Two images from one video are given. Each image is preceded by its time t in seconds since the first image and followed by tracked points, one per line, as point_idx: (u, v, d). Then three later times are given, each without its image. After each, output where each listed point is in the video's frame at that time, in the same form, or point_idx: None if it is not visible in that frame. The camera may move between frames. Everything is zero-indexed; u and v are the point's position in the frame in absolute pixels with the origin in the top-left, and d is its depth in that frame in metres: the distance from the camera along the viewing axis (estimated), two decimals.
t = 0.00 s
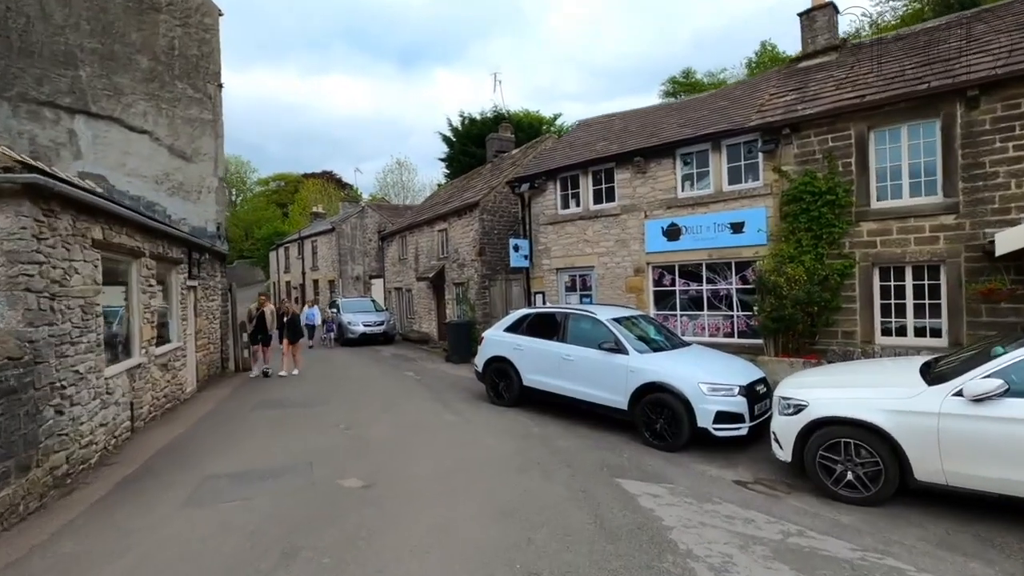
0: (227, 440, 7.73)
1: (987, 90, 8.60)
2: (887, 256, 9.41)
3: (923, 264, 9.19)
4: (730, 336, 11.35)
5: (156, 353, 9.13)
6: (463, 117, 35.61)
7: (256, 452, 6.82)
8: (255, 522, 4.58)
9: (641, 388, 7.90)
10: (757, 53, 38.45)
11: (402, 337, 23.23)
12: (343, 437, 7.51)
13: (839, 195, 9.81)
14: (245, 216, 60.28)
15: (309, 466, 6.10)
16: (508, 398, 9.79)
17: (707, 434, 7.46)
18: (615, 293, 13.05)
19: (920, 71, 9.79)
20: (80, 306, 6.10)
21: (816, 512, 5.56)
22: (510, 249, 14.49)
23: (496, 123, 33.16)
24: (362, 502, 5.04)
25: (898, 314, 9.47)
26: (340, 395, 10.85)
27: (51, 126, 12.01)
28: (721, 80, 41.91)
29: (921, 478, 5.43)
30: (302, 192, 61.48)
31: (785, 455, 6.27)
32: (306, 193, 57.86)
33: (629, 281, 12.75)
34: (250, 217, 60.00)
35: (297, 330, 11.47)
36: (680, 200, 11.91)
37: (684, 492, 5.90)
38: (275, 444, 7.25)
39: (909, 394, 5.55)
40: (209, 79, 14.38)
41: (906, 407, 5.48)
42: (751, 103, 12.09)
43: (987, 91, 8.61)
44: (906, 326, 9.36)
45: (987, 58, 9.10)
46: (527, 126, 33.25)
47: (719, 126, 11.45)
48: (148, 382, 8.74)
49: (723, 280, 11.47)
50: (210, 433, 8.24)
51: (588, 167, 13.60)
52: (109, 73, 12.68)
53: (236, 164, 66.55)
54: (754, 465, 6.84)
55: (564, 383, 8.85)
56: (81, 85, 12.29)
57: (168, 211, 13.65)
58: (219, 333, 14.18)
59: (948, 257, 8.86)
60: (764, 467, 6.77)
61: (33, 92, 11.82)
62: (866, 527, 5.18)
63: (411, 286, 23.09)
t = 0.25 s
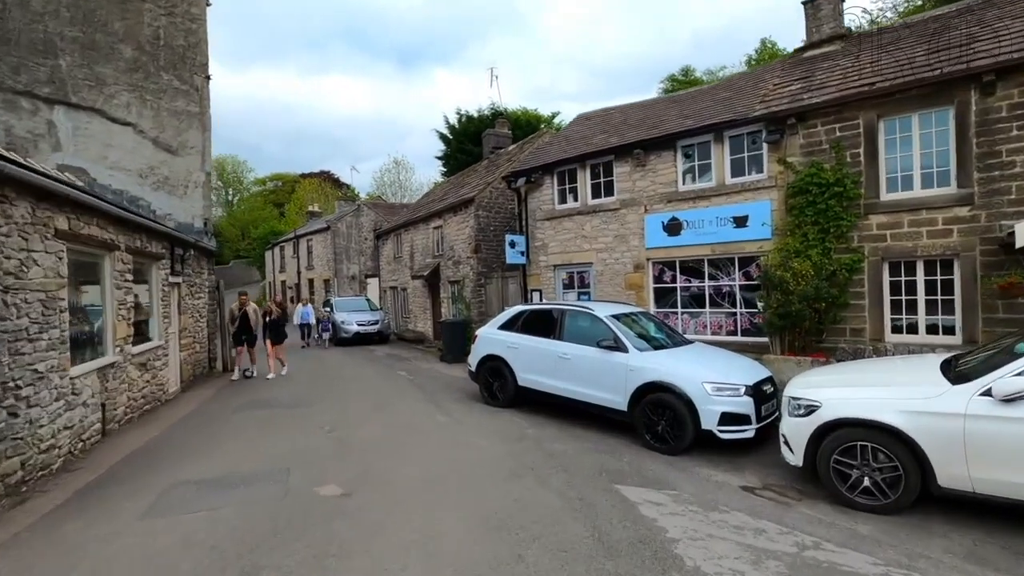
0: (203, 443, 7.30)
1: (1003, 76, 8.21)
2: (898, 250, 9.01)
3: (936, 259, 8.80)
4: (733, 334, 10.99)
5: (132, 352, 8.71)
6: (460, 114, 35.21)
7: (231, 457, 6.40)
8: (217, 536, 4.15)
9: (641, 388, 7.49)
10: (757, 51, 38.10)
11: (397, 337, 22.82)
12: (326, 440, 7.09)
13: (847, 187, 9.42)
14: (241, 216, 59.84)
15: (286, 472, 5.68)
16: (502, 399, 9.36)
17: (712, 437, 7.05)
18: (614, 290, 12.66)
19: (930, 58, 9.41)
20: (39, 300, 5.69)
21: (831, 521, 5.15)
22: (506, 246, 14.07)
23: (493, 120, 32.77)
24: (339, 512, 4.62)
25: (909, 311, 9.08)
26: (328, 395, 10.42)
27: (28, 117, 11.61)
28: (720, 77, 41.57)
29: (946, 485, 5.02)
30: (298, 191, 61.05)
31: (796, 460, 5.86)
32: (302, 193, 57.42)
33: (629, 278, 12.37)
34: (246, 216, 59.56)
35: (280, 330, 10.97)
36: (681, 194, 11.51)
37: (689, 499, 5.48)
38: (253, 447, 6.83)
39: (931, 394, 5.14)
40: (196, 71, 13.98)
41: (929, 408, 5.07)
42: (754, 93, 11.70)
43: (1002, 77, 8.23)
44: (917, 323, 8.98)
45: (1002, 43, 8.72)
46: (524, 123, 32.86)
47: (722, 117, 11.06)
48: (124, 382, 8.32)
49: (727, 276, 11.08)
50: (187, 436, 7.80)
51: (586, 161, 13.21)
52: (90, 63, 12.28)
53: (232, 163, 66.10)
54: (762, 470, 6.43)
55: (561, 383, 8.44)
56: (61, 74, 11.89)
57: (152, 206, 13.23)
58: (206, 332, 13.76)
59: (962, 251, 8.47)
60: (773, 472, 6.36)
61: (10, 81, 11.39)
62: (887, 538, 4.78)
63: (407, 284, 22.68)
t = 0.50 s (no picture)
0: (184, 455, 6.95)
1: None
2: (911, 250, 8.67)
3: (951, 259, 8.45)
4: (739, 337, 10.67)
5: (115, 357, 8.37)
6: (459, 113, 34.87)
7: (213, 469, 6.05)
8: (186, 562, 3.81)
9: (645, 395, 7.13)
10: (759, 49, 37.72)
11: (395, 339, 22.48)
12: (313, 450, 6.74)
13: (859, 185, 9.07)
14: (240, 216, 59.56)
15: (268, 486, 5.34)
16: (499, 405, 9.00)
17: (721, 447, 6.69)
18: (616, 291, 12.32)
19: (944, 50, 9.06)
20: (4, 303, 5.39)
21: (851, 541, 4.80)
22: (505, 246, 13.71)
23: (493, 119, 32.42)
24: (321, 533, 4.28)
25: (923, 313, 8.72)
26: (320, 400, 10.08)
27: (12, 113, 11.31)
28: (722, 76, 41.17)
29: (975, 502, 4.67)
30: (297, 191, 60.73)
31: (811, 473, 5.51)
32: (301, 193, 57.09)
33: (630, 279, 12.03)
34: (245, 217, 59.24)
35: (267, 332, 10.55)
36: (685, 192, 11.16)
37: (697, 516, 5.14)
38: (237, 458, 6.49)
39: (958, 404, 4.80)
40: (187, 67, 13.65)
41: (956, 420, 4.72)
42: (760, 89, 11.36)
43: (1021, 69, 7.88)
44: (932, 326, 8.63)
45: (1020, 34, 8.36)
46: (524, 122, 32.50)
47: (727, 112, 10.72)
48: (106, 388, 8.00)
49: (732, 278, 10.74)
50: (168, 446, 7.44)
51: (586, 159, 12.86)
52: (77, 58, 11.98)
53: (231, 164, 65.77)
54: (774, 483, 6.09)
55: (561, 389, 8.07)
56: (46, 70, 11.59)
57: (141, 205, 12.91)
58: (198, 334, 13.42)
59: (980, 251, 8.13)
60: (785, 485, 6.02)
61: None
62: (912, 561, 4.43)
63: (405, 285, 22.34)
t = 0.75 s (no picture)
0: (162, 460, 6.54)
1: None
2: (933, 243, 8.21)
3: (976, 252, 7.98)
4: (749, 335, 10.21)
5: (94, 355, 7.98)
6: (461, 110, 34.46)
7: (189, 476, 5.65)
8: None
9: (653, 397, 6.69)
10: (765, 45, 37.18)
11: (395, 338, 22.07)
12: (298, 455, 6.33)
13: (877, 175, 8.61)
14: (241, 216, 59.33)
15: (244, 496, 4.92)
16: (498, 406, 8.55)
17: (733, 452, 6.24)
18: (620, 288, 11.88)
19: (968, 32, 8.58)
20: None
21: (881, 558, 4.36)
22: (506, 241, 13.27)
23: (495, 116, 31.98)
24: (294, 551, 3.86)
25: (946, 310, 8.25)
26: (312, 401, 9.67)
27: None
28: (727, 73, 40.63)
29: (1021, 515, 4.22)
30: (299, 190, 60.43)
31: (835, 482, 5.06)
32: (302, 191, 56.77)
33: (635, 275, 11.60)
34: (246, 216, 58.98)
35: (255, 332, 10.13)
36: (693, 185, 10.72)
37: (710, 528, 4.72)
38: (216, 464, 6.08)
39: (1001, 407, 4.35)
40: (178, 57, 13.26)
41: (999, 424, 4.27)
42: (770, 77, 10.90)
43: None
44: (955, 323, 8.16)
45: None
46: (526, 119, 32.05)
47: (736, 101, 10.27)
48: (83, 388, 7.61)
49: (741, 273, 10.29)
50: (147, 450, 7.05)
51: (589, 151, 12.43)
52: (62, 47, 11.64)
53: (233, 163, 65.55)
54: (792, 491, 5.64)
55: (563, 390, 7.63)
56: (29, 59, 11.24)
57: (130, 199, 12.52)
58: (189, 333, 13.04)
59: (1008, 244, 7.66)
60: (804, 493, 5.57)
61: None
62: None
63: (404, 283, 21.93)
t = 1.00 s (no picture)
0: (144, 473, 6.19)
1: None
2: (957, 241, 7.78)
3: (1004, 251, 7.54)
4: (761, 338, 9.81)
5: (77, 361, 7.62)
6: (463, 108, 34.10)
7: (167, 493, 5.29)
8: None
9: (662, 405, 6.30)
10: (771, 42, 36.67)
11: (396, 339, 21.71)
12: (285, 469, 5.96)
13: (898, 169, 8.18)
14: (244, 215, 59.15)
15: (222, 518, 4.56)
16: (499, 414, 8.15)
17: (749, 465, 5.85)
18: (626, 289, 11.47)
19: (993, 19, 8.15)
20: None
21: None
22: (507, 240, 12.87)
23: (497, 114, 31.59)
24: None
25: (972, 312, 7.81)
26: (306, 407, 9.32)
27: None
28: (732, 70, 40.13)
29: None
30: (301, 190, 60.20)
31: (861, 501, 4.66)
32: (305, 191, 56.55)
33: (642, 275, 11.20)
34: (249, 216, 58.79)
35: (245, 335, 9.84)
36: (702, 181, 10.31)
37: (728, 553, 4.33)
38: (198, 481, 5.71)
39: None
40: (172, 52, 12.96)
41: None
42: (782, 69, 10.47)
43: None
44: (981, 326, 7.72)
45: None
46: (529, 116, 31.66)
47: (747, 94, 9.85)
48: (65, 395, 7.27)
49: (752, 273, 9.89)
50: (128, 461, 6.69)
51: (594, 147, 12.04)
52: (51, 41, 11.29)
53: (236, 163, 65.41)
54: (814, 509, 5.24)
55: (567, 396, 7.24)
56: (17, 52, 10.90)
57: (122, 198, 12.19)
58: (183, 335, 12.70)
59: None
60: (827, 512, 5.17)
61: None
62: None
63: (405, 284, 21.57)
